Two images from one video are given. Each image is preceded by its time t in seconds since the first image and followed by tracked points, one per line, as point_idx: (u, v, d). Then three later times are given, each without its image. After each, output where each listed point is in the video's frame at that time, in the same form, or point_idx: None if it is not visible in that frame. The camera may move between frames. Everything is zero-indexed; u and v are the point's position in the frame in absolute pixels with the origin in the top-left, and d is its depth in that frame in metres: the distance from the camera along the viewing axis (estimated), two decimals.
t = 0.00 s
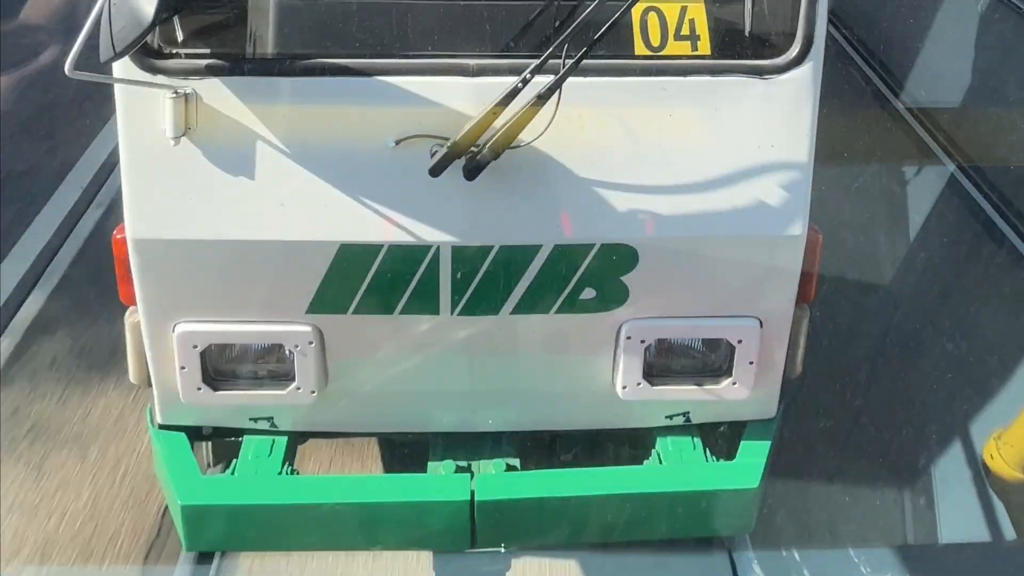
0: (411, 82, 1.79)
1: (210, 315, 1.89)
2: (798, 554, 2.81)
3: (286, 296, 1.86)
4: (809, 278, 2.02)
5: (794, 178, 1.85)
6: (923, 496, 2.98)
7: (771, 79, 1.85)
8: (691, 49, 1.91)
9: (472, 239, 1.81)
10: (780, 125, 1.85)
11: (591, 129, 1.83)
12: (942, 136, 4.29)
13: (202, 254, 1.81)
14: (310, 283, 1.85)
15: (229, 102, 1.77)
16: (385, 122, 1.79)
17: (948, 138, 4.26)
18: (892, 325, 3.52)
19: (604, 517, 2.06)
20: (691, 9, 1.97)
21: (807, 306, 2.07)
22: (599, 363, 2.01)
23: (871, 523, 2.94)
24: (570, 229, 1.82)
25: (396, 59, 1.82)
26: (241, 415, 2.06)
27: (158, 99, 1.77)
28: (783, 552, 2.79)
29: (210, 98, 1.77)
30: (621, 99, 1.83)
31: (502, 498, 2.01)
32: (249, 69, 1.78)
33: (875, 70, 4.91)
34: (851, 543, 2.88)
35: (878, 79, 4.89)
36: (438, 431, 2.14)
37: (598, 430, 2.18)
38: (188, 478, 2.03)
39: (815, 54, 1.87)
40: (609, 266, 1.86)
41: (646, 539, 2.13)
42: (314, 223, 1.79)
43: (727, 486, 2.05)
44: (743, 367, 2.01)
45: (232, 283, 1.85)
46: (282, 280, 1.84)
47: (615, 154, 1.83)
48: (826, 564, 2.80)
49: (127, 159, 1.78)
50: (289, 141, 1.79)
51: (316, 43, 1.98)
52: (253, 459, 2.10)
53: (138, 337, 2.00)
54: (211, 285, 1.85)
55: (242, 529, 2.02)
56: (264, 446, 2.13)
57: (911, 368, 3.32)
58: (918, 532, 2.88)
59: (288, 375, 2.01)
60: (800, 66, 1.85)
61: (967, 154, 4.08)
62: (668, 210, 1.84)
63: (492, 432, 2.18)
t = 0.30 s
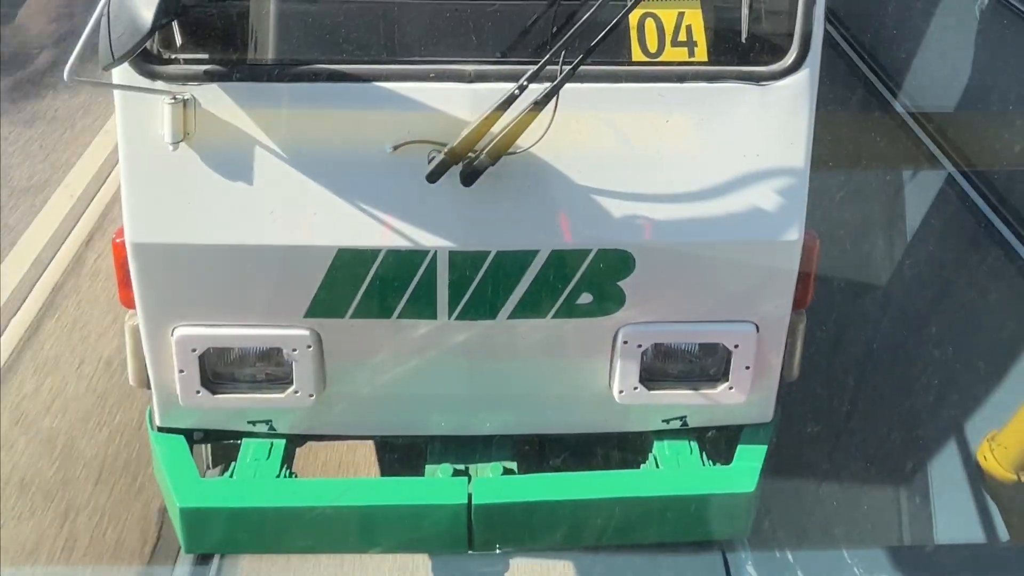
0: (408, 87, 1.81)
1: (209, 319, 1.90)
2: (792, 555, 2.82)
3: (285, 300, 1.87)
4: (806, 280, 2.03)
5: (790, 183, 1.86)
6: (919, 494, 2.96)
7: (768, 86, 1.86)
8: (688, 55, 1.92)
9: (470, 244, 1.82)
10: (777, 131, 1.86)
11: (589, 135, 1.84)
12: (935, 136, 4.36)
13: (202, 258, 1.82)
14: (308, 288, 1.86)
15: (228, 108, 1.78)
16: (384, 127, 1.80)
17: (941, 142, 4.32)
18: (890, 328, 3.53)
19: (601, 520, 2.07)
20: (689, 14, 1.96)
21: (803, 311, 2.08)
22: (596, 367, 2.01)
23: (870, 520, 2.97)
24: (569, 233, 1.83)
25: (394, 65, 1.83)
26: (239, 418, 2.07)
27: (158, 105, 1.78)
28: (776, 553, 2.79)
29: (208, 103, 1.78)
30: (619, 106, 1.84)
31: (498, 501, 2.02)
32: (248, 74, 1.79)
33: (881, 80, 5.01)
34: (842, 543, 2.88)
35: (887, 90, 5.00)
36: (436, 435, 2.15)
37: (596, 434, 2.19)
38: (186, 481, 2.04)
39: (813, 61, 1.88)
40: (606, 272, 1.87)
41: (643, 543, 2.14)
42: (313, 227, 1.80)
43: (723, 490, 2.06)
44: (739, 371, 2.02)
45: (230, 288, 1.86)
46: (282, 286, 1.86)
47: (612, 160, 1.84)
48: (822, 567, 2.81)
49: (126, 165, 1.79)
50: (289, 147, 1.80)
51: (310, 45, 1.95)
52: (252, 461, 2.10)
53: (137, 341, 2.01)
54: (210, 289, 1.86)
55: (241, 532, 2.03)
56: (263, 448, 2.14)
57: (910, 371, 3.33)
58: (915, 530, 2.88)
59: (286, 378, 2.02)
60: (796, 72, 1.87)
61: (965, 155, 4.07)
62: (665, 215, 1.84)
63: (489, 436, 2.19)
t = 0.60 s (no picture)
0: (401, 86, 1.83)
1: (200, 317, 1.91)
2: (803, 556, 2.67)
3: (277, 299, 1.87)
4: (800, 281, 2.03)
5: (782, 182, 1.86)
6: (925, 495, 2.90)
7: (761, 87, 1.88)
8: (681, 56, 1.94)
9: (465, 244, 1.82)
10: (769, 132, 1.87)
11: (580, 135, 1.86)
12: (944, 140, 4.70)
13: (194, 256, 1.82)
14: (301, 286, 1.86)
15: (221, 107, 1.81)
16: (377, 127, 1.83)
17: (959, 151, 4.61)
18: (888, 330, 3.52)
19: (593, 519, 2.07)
20: (681, 13, 1.96)
21: (797, 312, 2.08)
22: (589, 366, 2.02)
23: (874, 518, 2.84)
24: (573, 232, 1.83)
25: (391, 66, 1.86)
26: (231, 417, 2.07)
27: (151, 103, 1.80)
28: (787, 555, 2.66)
29: (203, 102, 1.81)
30: (610, 107, 1.87)
31: (489, 499, 2.03)
32: (242, 74, 1.82)
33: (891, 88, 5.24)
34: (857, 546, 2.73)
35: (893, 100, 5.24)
36: (429, 434, 2.15)
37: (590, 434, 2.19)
38: (178, 477, 2.05)
39: (803, 63, 1.91)
40: (598, 271, 1.87)
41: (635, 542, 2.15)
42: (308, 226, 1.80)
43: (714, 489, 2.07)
44: (732, 371, 2.02)
45: (223, 286, 1.87)
46: (274, 284, 1.86)
47: (606, 160, 1.86)
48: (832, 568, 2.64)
49: (118, 163, 1.80)
50: (283, 145, 1.81)
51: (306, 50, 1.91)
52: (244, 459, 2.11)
53: (129, 337, 2.02)
54: (202, 286, 1.86)
55: (232, 528, 2.04)
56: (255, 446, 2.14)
57: (907, 372, 3.33)
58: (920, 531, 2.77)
59: (279, 376, 2.02)
60: (787, 74, 1.89)
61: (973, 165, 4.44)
62: (659, 215, 1.85)
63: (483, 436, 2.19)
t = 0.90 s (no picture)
0: (408, 74, 1.80)
1: (207, 305, 1.90)
2: (813, 545, 2.67)
3: (284, 287, 1.87)
4: (807, 270, 2.02)
5: (790, 172, 1.85)
6: (928, 488, 2.90)
7: (770, 75, 1.86)
8: (690, 44, 1.92)
9: (471, 232, 1.82)
10: (779, 120, 1.85)
11: (589, 123, 1.83)
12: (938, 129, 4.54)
13: (200, 244, 1.82)
14: (307, 274, 1.85)
15: (228, 94, 1.78)
16: (383, 114, 1.80)
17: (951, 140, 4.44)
18: (892, 319, 3.52)
19: (600, 508, 2.07)
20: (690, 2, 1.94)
21: (803, 300, 2.08)
22: (596, 355, 2.02)
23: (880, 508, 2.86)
24: (574, 221, 1.82)
25: (395, 52, 1.83)
26: (238, 405, 2.07)
27: (157, 90, 1.78)
28: (798, 544, 2.67)
29: (208, 89, 1.78)
30: (620, 94, 1.84)
31: (496, 488, 2.02)
32: (248, 60, 1.79)
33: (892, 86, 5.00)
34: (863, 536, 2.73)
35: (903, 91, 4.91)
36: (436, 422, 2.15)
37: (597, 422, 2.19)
38: (184, 466, 2.04)
39: (813, 50, 1.88)
40: (605, 259, 1.86)
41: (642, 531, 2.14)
42: (315, 214, 1.80)
43: (722, 478, 2.06)
44: (739, 360, 2.02)
45: (229, 275, 1.86)
46: (280, 272, 1.85)
47: (614, 148, 1.84)
48: (843, 555, 2.62)
49: (125, 150, 1.79)
50: (288, 133, 1.79)
51: (312, 37, 1.91)
52: (250, 447, 2.11)
53: (136, 326, 2.01)
54: (209, 274, 1.86)
55: (238, 518, 2.04)
56: (262, 434, 2.14)
57: (911, 361, 3.33)
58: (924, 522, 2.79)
59: (286, 364, 2.02)
60: (797, 61, 1.86)
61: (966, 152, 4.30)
62: (667, 204, 1.84)
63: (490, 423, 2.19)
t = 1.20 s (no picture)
0: (410, 67, 1.80)
1: (210, 298, 1.91)
2: (805, 539, 2.71)
3: (287, 280, 1.88)
4: (807, 263, 2.03)
5: (791, 166, 1.86)
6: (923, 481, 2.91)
7: (771, 68, 1.86)
8: (691, 37, 1.91)
9: (473, 225, 1.82)
10: (781, 114, 1.86)
11: (592, 116, 1.84)
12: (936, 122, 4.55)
13: (203, 236, 1.83)
14: (310, 266, 1.86)
15: (231, 88, 1.78)
16: (386, 107, 1.80)
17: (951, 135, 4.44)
18: (891, 312, 3.54)
19: (601, 499, 2.08)
20: None
21: (804, 293, 2.08)
22: (598, 347, 2.03)
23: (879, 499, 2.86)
24: (572, 215, 1.83)
25: (398, 46, 1.83)
26: (241, 396, 2.08)
27: (160, 84, 1.78)
28: (789, 539, 2.70)
29: (211, 82, 1.78)
30: (622, 87, 1.84)
31: (499, 479, 2.04)
32: (250, 53, 1.79)
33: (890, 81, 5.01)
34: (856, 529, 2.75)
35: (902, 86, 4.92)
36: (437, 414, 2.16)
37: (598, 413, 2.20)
38: (187, 457, 2.05)
39: (814, 44, 1.88)
40: (607, 252, 1.87)
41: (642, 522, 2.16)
42: (318, 207, 1.80)
43: (722, 470, 2.08)
44: (740, 352, 2.03)
45: (231, 267, 1.87)
46: (283, 265, 1.86)
47: (616, 141, 1.84)
48: (836, 549, 2.68)
49: (128, 143, 1.79)
50: (291, 126, 1.80)
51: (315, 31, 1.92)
52: (253, 439, 2.12)
53: (139, 319, 2.01)
54: (212, 267, 1.87)
55: (241, 508, 2.05)
56: (265, 426, 2.15)
57: (910, 354, 3.34)
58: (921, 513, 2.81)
59: (288, 357, 2.03)
60: (798, 55, 1.87)
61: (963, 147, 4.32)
62: (668, 198, 1.85)
63: (491, 415, 2.20)
